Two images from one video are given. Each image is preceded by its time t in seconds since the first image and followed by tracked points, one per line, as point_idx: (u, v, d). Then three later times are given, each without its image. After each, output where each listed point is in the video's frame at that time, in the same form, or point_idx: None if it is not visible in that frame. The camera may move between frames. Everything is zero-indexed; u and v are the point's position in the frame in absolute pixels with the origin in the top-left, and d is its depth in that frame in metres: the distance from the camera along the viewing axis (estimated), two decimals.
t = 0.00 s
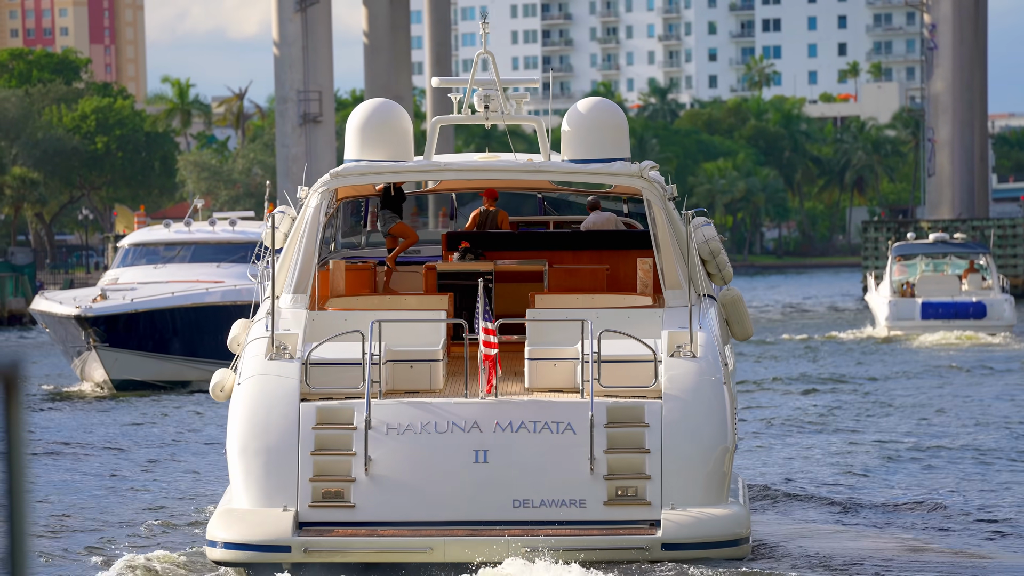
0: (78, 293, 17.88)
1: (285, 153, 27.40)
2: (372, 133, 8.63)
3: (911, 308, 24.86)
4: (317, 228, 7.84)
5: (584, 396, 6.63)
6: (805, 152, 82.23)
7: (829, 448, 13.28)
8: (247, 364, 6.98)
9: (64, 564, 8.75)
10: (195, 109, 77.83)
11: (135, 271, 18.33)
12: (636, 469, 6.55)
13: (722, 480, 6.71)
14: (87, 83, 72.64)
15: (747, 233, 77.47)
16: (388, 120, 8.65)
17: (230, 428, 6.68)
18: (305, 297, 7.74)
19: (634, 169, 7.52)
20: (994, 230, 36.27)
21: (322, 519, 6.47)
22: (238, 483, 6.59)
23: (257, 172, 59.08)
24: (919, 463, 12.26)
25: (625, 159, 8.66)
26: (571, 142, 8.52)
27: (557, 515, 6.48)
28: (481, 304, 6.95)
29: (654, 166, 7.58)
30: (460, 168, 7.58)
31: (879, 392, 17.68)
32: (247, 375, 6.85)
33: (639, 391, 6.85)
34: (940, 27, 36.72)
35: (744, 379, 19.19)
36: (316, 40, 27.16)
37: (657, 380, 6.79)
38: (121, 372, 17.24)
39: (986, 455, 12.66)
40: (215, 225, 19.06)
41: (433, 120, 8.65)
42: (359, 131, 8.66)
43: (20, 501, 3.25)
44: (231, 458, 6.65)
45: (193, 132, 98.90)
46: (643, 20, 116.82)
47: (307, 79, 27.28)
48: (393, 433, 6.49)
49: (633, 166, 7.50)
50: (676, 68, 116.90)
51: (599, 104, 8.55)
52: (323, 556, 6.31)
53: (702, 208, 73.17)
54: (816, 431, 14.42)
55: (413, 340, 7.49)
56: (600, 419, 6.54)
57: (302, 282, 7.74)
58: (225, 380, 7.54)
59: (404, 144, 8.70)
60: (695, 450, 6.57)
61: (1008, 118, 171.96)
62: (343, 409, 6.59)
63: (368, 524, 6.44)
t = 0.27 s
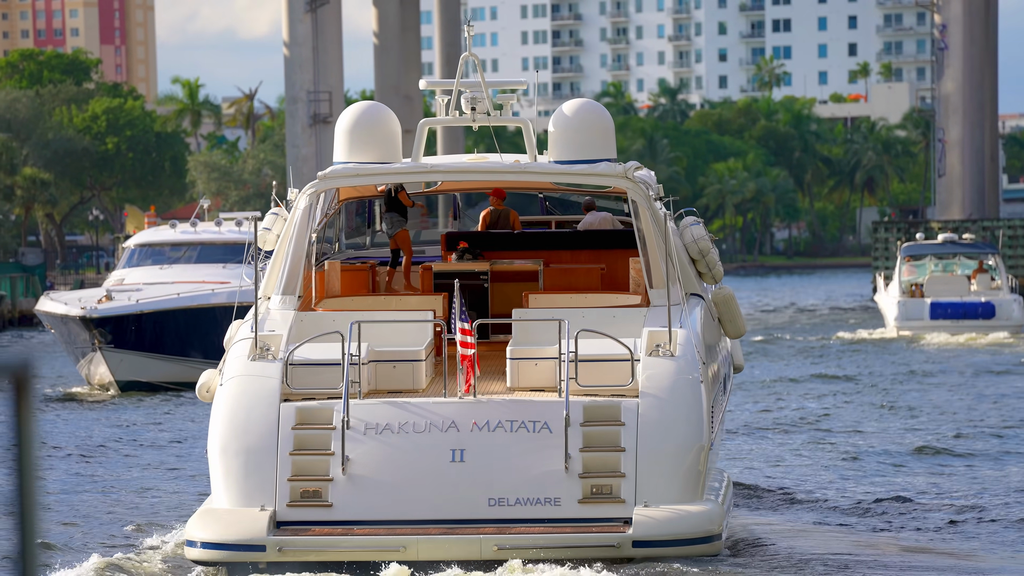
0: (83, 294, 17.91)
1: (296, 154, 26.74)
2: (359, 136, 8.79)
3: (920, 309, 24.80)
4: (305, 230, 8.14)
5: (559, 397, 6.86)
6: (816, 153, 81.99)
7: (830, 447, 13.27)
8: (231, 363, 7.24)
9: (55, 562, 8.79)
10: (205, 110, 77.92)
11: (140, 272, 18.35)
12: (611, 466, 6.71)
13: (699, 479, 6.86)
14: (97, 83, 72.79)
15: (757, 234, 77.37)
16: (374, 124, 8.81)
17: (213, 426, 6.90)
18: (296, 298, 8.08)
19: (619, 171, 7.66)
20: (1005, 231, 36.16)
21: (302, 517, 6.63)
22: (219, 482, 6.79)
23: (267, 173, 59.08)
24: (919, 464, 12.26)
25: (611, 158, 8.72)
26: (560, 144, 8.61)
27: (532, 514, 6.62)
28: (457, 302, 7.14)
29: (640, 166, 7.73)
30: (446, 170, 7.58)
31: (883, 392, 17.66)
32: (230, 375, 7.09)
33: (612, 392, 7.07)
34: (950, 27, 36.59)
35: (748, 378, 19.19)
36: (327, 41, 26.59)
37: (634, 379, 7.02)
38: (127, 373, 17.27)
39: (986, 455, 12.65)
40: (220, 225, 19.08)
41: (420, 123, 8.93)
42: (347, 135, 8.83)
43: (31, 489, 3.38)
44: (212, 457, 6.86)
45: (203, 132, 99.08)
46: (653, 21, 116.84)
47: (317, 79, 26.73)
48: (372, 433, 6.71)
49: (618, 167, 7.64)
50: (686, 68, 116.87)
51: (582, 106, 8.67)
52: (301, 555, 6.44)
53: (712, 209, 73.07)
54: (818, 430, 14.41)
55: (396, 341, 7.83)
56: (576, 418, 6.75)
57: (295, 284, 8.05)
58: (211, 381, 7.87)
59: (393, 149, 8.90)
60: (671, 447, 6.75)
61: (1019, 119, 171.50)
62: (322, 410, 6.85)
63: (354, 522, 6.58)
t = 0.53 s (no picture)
0: (91, 298, 17.93)
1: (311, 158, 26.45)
2: (352, 140, 8.96)
3: (934, 312, 24.61)
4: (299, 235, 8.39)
5: (542, 400, 6.89)
6: (830, 156, 81.92)
7: (839, 451, 13.17)
8: (219, 367, 7.34)
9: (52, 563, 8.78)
10: (220, 114, 78.13)
11: (150, 277, 18.41)
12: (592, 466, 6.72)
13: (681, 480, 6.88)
14: (111, 88, 73.03)
15: (771, 238, 77.15)
16: (368, 129, 8.96)
17: (200, 430, 6.96)
18: (291, 303, 8.30)
19: (609, 175, 7.80)
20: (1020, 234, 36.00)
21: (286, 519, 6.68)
22: (205, 486, 6.84)
23: (281, 176, 59.20)
24: (928, 468, 12.16)
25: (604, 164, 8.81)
26: (550, 149, 8.65)
27: (513, 516, 6.63)
28: (441, 308, 7.18)
29: (629, 172, 7.88)
30: (439, 174, 7.80)
31: (894, 396, 17.55)
32: (218, 381, 7.17)
33: (594, 394, 7.10)
34: (964, 31, 36.40)
35: (757, 382, 19.10)
36: (341, 45, 26.51)
37: (618, 382, 7.05)
38: (135, 378, 17.28)
39: (996, 460, 12.55)
40: (231, 229, 19.11)
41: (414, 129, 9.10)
42: (341, 140, 9.00)
43: (44, 475, 3.50)
44: (198, 461, 6.91)
45: (218, 136, 99.34)
46: (667, 25, 116.77)
47: (332, 83, 26.53)
48: (356, 436, 6.77)
49: (607, 172, 7.80)
50: (700, 72, 116.80)
51: (573, 111, 8.78)
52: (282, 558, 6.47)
53: (726, 212, 72.84)
54: (827, 434, 14.31)
55: (395, 344, 7.93)
56: (559, 420, 6.76)
57: (293, 287, 8.29)
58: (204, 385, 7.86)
59: (388, 155, 9.00)
60: (652, 449, 6.77)
61: None
62: (309, 413, 6.89)
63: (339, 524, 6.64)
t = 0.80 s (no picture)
0: (95, 307, 17.95)
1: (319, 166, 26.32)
2: (344, 151, 9.21)
3: (941, 320, 24.52)
4: (291, 242, 8.63)
5: (522, 408, 7.08)
6: (839, 165, 81.76)
7: (840, 459, 13.16)
8: (209, 372, 7.59)
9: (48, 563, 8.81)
10: (228, 122, 78.11)
11: (154, 285, 18.42)
12: (567, 474, 6.87)
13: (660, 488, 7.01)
14: (120, 96, 73.06)
15: (781, 246, 77.00)
16: (359, 139, 9.22)
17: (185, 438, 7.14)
18: (284, 311, 8.58)
19: (597, 185, 8.00)
20: None
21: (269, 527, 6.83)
22: (189, 495, 7.01)
23: (290, 184, 59.10)
24: (929, 476, 12.15)
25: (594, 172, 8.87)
26: (539, 159, 8.74)
27: (491, 524, 6.78)
28: (420, 316, 7.40)
29: (617, 182, 8.04)
30: (429, 185, 7.91)
31: (898, 405, 17.50)
32: (206, 387, 7.40)
33: (573, 403, 7.29)
34: (973, 40, 36.28)
35: (761, 390, 19.06)
36: (350, 53, 26.48)
37: (598, 391, 7.22)
38: (140, 388, 17.23)
39: (998, 468, 12.53)
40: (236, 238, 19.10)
41: (404, 140, 9.34)
42: (331, 151, 9.27)
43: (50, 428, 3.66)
44: (183, 469, 7.08)
45: (227, 145, 99.35)
46: (676, 33, 116.81)
47: (341, 92, 26.42)
48: (338, 445, 6.95)
49: (596, 182, 7.99)
50: (709, 81, 116.81)
51: (565, 121, 8.78)
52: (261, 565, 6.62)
53: (736, 220, 72.69)
54: (832, 443, 14.27)
55: (378, 353, 8.25)
56: (538, 429, 6.94)
57: (283, 297, 8.56)
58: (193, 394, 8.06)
59: (379, 166, 9.29)
60: (631, 456, 6.92)
61: None
62: (293, 422, 7.11)
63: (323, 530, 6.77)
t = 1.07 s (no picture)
0: (91, 311, 17.97)
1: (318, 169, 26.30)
2: (329, 155, 9.19)
3: (940, 322, 24.53)
4: (276, 246, 8.70)
5: (497, 410, 7.20)
6: (839, 167, 81.74)
7: (834, 461, 13.19)
8: (189, 376, 7.65)
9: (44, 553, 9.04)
10: (228, 125, 78.10)
11: (150, 288, 18.43)
12: (552, 476, 6.99)
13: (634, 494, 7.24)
14: (120, 99, 73.04)
15: (780, 249, 77.04)
16: (344, 145, 9.21)
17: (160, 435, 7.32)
18: (269, 315, 8.69)
19: (579, 190, 8.00)
20: None
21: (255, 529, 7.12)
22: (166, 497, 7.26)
23: (290, 187, 59.03)
24: (919, 478, 12.20)
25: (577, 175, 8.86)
26: (524, 160, 8.76)
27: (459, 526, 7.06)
28: (394, 319, 7.39)
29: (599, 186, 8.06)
30: (413, 189, 7.98)
31: (895, 407, 17.50)
32: (184, 388, 7.52)
33: (548, 404, 7.37)
34: (973, 43, 36.29)
35: (759, 392, 19.08)
36: (350, 56, 26.49)
37: (571, 394, 7.32)
38: (135, 392, 17.18)
39: (990, 470, 12.55)
40: (232, 241, 19.10)
41: (389, 144, 9.30)
42: (318, 153, 9.22)
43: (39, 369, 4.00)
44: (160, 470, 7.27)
45: (227, 148, 99.34)
46: (676, 36, 116.93)
47: (341, 95, 26.47)
48: (313, 446, 7.08)
49: (577, 186, 7.98)
50: (709, 83, 116.96)
51: (549, 125, 8.83)
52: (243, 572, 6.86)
53: (735, 223, 72.72)
54: (828, 445, 14.30)
55: (362, 355, 8.26)
56: (512, 431, 7.06)
57: (267, 303, 8.66)
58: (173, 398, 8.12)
59: (364, 167, 9.28)
60: (603, 456, 7.03)
61: None
62: (269, 425, 7.19)
63: (307, 530, 7.11)
